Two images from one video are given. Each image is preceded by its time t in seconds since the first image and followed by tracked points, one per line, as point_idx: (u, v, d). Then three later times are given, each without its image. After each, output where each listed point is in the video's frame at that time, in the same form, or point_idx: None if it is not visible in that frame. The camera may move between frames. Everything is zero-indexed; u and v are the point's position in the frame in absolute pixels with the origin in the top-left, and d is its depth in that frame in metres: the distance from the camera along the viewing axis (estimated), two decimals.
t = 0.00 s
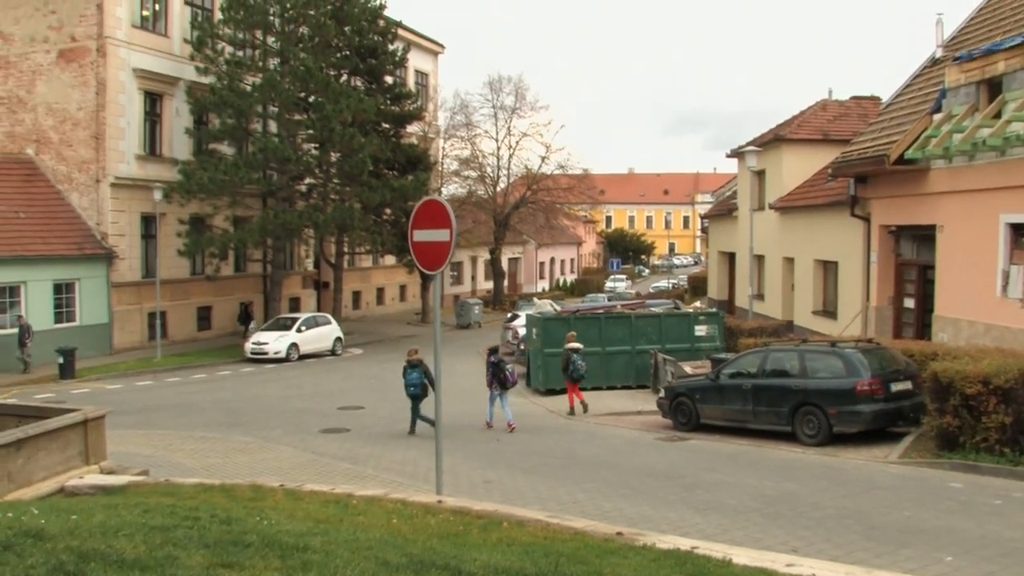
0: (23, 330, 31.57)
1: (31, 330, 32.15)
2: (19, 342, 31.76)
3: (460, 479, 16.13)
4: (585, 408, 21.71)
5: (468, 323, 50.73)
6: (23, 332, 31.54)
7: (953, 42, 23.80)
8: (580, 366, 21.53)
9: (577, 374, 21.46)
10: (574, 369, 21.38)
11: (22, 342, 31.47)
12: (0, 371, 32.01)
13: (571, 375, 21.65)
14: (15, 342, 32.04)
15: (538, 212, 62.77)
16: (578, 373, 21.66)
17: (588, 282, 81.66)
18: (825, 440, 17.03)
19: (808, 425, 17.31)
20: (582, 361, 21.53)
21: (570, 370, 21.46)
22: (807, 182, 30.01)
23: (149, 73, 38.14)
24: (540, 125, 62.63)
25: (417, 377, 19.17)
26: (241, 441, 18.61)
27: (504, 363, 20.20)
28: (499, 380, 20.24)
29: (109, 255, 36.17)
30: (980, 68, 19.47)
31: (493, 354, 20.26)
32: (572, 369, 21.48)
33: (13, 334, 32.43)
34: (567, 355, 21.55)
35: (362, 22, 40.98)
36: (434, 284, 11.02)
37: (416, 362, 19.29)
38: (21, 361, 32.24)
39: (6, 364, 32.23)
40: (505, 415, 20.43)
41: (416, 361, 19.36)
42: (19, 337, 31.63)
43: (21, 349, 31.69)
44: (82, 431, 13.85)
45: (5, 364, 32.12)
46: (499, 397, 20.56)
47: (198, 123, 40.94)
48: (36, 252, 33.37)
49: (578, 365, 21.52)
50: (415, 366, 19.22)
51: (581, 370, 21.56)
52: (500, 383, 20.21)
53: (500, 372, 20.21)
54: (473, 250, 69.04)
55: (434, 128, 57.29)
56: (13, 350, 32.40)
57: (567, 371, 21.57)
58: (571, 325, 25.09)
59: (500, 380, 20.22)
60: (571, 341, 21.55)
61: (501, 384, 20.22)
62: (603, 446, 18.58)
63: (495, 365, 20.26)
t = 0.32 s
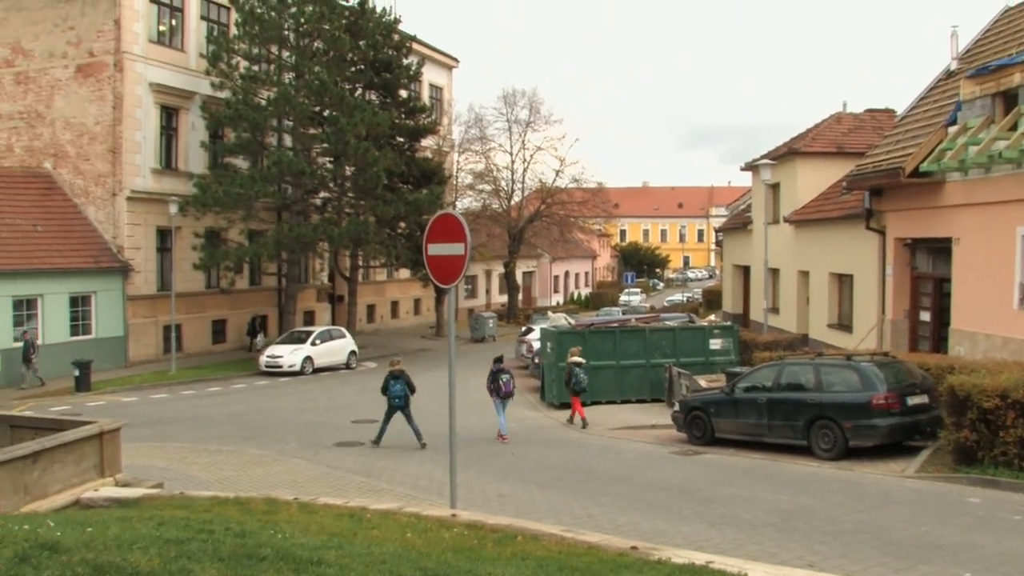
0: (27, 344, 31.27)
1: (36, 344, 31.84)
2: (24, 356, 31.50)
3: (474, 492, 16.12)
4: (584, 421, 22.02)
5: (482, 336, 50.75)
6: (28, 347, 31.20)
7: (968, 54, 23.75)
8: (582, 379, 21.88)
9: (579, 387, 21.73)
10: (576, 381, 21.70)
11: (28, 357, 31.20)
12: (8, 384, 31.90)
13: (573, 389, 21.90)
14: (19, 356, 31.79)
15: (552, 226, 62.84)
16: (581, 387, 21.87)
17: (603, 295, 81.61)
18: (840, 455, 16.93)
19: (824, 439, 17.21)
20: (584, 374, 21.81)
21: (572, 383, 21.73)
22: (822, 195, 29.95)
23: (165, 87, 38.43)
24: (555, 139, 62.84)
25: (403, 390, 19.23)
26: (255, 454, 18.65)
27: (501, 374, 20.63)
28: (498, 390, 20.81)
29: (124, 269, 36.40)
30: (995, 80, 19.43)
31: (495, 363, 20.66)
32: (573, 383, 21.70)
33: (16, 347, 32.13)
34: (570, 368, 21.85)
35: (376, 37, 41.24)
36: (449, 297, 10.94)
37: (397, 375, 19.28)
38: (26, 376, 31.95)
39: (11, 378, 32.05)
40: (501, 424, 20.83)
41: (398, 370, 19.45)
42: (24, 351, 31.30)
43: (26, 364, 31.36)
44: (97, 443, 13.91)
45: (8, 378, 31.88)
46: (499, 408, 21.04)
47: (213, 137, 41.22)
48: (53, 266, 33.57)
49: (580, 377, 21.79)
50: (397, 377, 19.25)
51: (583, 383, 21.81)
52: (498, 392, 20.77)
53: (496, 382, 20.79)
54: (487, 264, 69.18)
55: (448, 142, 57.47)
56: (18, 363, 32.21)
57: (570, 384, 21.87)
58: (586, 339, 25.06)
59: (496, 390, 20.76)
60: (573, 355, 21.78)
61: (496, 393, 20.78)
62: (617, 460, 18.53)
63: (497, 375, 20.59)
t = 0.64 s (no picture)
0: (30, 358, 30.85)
1: (38, 357, 31.41)
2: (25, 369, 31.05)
3: (487, 505, 16.10)
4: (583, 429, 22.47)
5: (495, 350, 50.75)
6: (32, 359, 30.88)
7: (981, 66, 23.68)
8: (583, 389, 22.24)
9: (579, 397, 22.17)
10: (576, 391, 22.01)
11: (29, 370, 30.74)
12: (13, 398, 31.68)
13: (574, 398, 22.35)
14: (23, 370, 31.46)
15: (565, 239, 62.93)
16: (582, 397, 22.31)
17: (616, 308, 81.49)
18: (854, 468, 16.83)
19: (838, 453, 17.13)
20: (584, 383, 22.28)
21: (573, 394, 22.17)
22: (835, 208, 29.89)
23: (178, 101, 38.68)
24: (567, 152, 62.92)
25: (388, 390, 19.97)
26: (268, 467, 18.69)
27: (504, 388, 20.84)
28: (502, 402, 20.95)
29: (138, 281, 36.60)
30: (1009, 93, 19.36)
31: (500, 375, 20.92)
32: (574, 392, 22.20)
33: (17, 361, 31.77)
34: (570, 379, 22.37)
35: (389, 50, 41.43)
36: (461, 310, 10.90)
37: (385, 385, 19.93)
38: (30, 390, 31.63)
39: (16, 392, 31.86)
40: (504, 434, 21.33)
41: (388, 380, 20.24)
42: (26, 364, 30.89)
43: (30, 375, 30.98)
44: (111, 456, 13.95)
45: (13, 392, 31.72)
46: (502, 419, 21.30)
47: (227, 151, 41.48)
48: (68, 278, 33.79)
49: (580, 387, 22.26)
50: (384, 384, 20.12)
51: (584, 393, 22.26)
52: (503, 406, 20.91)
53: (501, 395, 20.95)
54: (500, 277, 69.21)
55: (461, 155, 57.59)
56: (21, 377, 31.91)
57: (570, 395, 22.21)
58: (598, 352, 25.07)
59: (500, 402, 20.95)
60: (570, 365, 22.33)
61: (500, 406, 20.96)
62: (630, 473, 18.50)
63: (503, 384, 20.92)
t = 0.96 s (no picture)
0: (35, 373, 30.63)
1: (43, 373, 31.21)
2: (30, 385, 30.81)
3: (500, 518, 16.09)
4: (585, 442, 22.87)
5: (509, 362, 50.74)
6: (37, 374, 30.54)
7: (996, 77, 23.60)
8: (579, 403, 22.75)
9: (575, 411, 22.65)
10: (573, 405, 22.54)
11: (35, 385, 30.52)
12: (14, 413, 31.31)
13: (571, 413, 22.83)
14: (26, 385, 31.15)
15: (578, 251, 62.96)
16: (578, 410, 22.81)
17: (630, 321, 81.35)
18: (869, 481, 16.74)
19: (852, 465, 17.04)
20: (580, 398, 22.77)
21: (570, 408, 22.65)
22: (849, 220, 29.83)
23: (192, 114, 38.90)
24: (581, 164, 62.97)
25: (388, 403, 20.09)
26: (281, 480, 18.73)
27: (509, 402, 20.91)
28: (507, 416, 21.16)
29: (152, 294, 36.79)
30: None
31: (504, 390, 21.05)
32: (571, 407, 22.71)
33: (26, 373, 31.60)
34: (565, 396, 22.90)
35: (402, 63, 41.61)
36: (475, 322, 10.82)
37: (386, 397, 20.19)
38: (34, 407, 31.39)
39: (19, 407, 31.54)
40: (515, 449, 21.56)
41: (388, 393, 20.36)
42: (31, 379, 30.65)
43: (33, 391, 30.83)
44: (125, 468, 14.00)
45: (17, 407, 31.41)
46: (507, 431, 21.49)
47: (241, 163, 41.73)
48: (82, 291, 33.96)
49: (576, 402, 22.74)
50: (384, 397, 20.25)
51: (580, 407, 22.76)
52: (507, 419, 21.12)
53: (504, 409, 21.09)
54: (513, 289, 69.24)
55: (474, 168, 57.69)
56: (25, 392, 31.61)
57: (567, 408, 22.73)
58: (612, 365, 25.09)
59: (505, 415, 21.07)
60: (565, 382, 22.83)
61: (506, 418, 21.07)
62: (642, 486, 18.48)
63: (506, 398, 21.24)
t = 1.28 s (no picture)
0: (37, 386, 30.32)
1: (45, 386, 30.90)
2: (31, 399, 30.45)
3: (511, 530, 16.07)
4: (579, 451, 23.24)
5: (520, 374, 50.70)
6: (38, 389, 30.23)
7: (1009, 88, 23.53)
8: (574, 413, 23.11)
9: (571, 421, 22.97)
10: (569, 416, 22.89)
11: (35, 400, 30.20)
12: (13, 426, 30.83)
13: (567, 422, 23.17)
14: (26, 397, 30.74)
15: (590, 263, 62.98)
16: (573, 420, 23.16)
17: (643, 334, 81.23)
18: (883, 494, 16.64)
19: (866, 478, 16.95)
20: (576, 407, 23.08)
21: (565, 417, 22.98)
22: (862, 232, 29.73)
23: (206, 127, 39.13)
24: (593, 177, 63.05)
25: (392, 414, 20.14)
26: (293, 492, 18.74)
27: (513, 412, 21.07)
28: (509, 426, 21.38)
29: (165, 305, 36.92)
30: None
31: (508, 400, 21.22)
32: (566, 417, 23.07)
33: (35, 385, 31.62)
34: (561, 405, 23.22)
35: (414, 76, 41.75)
36: (488, 332, 10.77)
37: (390, 407, 20.17)
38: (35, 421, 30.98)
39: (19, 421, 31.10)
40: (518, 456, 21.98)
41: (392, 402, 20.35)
42: (32, 393, 30.33)
43: (35, 406, 30.48)
44: (137, 479, 14.02)
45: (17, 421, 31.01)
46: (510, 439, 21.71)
47: (254, 176, 41.93)
48: (96, 303, 34.11)
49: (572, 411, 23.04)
50: (388, 407, 20.24)
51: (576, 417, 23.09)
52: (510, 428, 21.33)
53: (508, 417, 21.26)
54: (526, 302, 69.27)
55: (486, 181, 57.81)
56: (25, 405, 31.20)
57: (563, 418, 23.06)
58: (625, 377, 25.04)
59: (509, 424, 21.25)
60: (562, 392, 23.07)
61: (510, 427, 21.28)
62: (653, 499, 18.44)
63: (509, 407, 21.40)
